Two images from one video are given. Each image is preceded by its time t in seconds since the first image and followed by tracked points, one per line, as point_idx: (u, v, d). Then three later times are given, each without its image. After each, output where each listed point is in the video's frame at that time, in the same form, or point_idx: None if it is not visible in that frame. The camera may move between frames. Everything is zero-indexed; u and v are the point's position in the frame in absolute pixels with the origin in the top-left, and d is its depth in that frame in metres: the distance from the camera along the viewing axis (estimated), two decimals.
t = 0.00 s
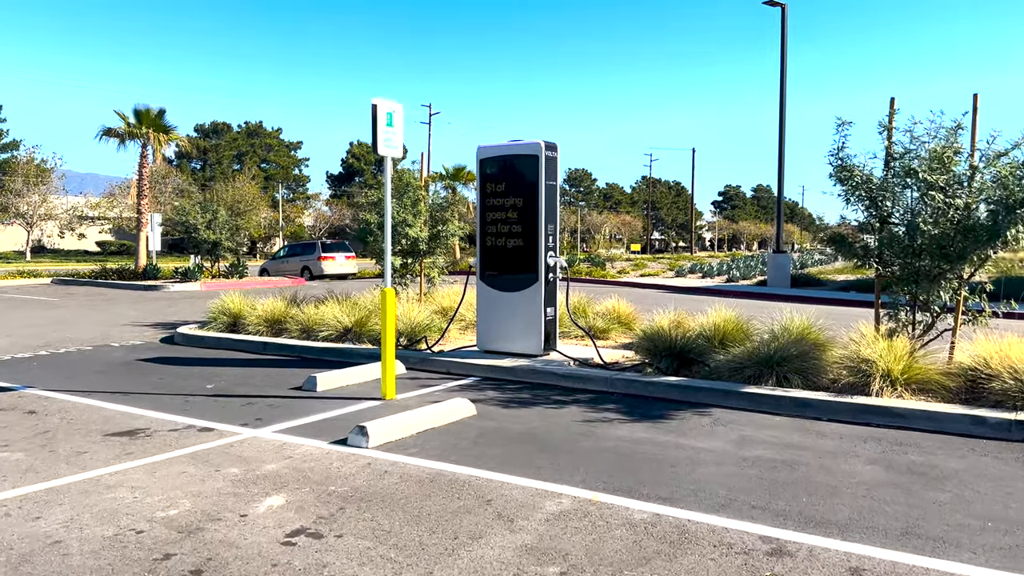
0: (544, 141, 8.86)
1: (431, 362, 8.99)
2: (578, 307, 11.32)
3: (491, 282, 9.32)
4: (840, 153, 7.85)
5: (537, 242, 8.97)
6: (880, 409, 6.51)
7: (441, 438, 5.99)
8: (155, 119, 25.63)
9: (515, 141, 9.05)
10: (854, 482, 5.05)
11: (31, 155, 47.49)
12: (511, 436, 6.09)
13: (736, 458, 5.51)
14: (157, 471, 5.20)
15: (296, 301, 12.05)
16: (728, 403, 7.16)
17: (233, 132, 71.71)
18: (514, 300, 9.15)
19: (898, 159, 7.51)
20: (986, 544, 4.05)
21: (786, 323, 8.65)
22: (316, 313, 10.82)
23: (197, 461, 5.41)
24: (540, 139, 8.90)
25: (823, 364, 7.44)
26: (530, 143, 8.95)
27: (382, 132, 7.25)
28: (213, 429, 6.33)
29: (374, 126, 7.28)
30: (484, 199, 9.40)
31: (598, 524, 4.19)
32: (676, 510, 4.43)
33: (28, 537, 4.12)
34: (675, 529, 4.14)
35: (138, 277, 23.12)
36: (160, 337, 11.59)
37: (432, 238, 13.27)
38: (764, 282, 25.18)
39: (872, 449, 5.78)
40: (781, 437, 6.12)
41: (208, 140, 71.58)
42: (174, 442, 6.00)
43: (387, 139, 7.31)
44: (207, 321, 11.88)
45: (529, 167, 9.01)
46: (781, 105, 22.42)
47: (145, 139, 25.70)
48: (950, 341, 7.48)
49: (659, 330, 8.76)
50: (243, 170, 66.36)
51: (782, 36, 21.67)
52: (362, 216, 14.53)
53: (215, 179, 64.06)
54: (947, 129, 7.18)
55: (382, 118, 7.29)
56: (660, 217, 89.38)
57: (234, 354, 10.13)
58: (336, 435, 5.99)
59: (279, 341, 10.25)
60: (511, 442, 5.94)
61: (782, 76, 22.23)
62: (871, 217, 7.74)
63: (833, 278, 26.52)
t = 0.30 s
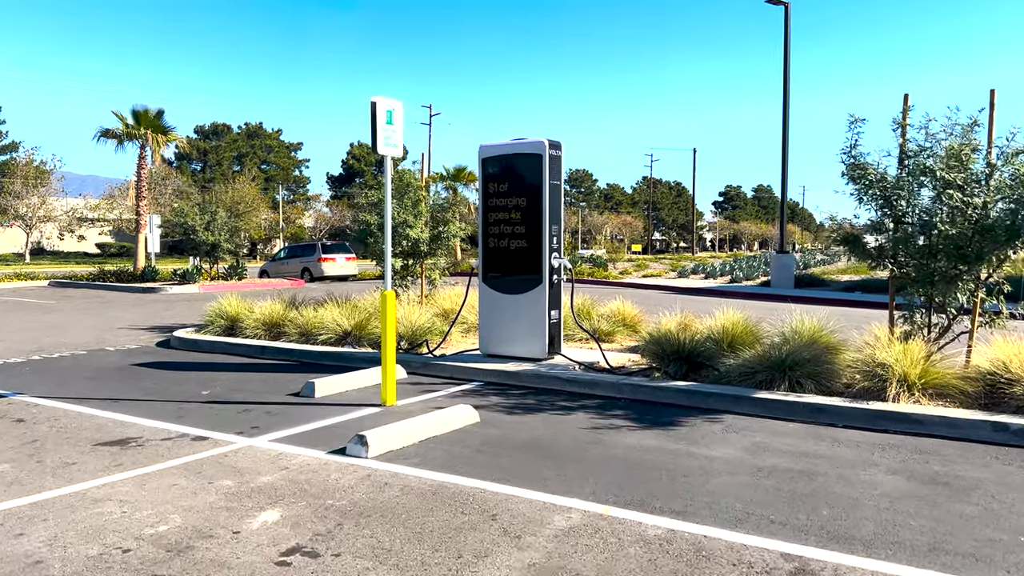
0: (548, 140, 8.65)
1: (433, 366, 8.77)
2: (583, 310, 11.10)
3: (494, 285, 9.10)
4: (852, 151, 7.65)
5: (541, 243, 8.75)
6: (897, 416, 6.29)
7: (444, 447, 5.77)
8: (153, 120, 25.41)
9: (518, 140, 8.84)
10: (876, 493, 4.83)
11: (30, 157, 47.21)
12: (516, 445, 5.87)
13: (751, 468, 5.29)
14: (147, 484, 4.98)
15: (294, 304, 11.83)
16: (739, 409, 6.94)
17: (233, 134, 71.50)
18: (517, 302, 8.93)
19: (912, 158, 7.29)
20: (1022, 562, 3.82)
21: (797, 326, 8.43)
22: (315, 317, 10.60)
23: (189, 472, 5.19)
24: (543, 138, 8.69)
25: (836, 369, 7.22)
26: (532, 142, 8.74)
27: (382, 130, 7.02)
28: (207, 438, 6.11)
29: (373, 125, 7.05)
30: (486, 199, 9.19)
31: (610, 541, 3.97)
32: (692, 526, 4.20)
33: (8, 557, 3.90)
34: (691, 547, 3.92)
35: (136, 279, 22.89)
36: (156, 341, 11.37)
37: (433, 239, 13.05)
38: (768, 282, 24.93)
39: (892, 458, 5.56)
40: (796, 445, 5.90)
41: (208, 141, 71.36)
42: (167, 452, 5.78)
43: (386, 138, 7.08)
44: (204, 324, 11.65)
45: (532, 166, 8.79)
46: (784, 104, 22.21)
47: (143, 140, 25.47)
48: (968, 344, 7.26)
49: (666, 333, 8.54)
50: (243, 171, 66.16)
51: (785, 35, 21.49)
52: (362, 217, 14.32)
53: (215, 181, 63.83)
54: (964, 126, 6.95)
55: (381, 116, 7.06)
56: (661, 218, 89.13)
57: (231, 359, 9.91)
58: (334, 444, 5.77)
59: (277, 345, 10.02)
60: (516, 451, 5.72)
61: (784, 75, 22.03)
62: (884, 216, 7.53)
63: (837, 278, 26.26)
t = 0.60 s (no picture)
0: (550, 137, 8.43)
1: (433, 370, 8.57)
2: (586, 312, 10.91)
3: (496, 287, 8.90)
4: (864, 149, 7.46)
5: (544, 244, 8.54)
6: (913, 422, 6.09)
7: (444, 455, 5.57)
8: (152, 121, 25.23)
9: (520, 138, 8.63)
10: (895, 505, 4.63)
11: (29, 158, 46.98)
12: (519, 453, 5.68)
13: (763, 478, 5.09)
14: (135, 496, 4.78)
15: (293, 307, 11.64)
16: (748, 415, 6.74)
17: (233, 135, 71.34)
18: (519, 305, 8.72)
19: (926, 155, 7.15)
20: None
21: (806, 328, 8.22)
22: (314, 319, 10.41)
23: (179, 483, 4.99)
24: (545, 136, 8.48)
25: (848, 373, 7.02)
26: (535, 140, 8.53)
27: (380, 128, 6.82)
28: (200, 447, 5.91)
29: (371, 122, 6.85)
30: (488, 199, 8.99)
31: (619, 559, 3.77)
32: (704, 542, 4.00)
33: None
34: (704, 564, 3.71)
35: (134, 281, 22.69)
36: (152, 345, 11.17)
37: (434, 240, 12.85)
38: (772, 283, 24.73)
39: (909, 467, 5.36)
40: (809, 452, 5.70)
41: (208, 142, 71.20)
42: (158, 461, 5.58)
43: (385, 136, 6.88)
44: (201, 327, 11.46)
45: (535, 165, 8.60)
46: (788, 103, 22.01)
47: (142, 141, 25.27)
48: (983, 347, 7.05)
49: (672, 336, 8.34)
50: (244, 172, 65.99)
51: (789, 34, 21.31)
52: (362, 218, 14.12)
53: (215, 182, 63.65)
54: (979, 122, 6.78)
55: (379, 113, 6.86)
56: (662, 218, 88.89)
57: (227, 363, 9.71)
58: (331, 453, 5.58)
59: (274, 348, 9.83)
60: (519, 459, 5.52)
61: (788, 74, 21.82)
62: (897, 215, 7.34)
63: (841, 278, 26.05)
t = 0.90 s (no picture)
0: (549, 136, 8.23)
1: (429, 373, 8.38)
2: (586, 313, 10.73)
3: (494, 288, 8.69)
4: (869, 146, 7.32)
5: (543, 245, 8.34)
6: (923, 427, 5.90)
7: (438, 463, 5.39)
8: (150, 122, 25.04)
9: (518, 137, 8.43)
10: (907, 516, 4.43)
11: (29, 160, 46.79)
12: (516, 461, 5.49)
13: (769, 487, 4.90)
14: (116, 507, 4.60)
15: (288, 308, 11.45)
16: (752, 419, 6.56)
17: (233, 136, 71.17)
18: (517, 306, 8.52)
19: (934, 152, 7.03)
20: None
21: (812, 330, 8.03)
22: (308, 321, 10.22)
23: (162, 494, 4.81)
24: (544, 134, 8.28)
25: (855, 376, 6.83)
26: (533, 139, 8.33)
27: (372, 126, 6.64)
28: (186, 454, 5.73)
29: (363, 120, 6.67)
30: (486, 199, 8.80)
31: None
32: (708, 556, 3.82)
33: None
34: None
35: (132, 282, 22.50)
36: (145, 348, 10.99)
37: (432, 241, 12.67)
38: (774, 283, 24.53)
39: (920, 475, 5.17)
40: (815, 459, 5.51)
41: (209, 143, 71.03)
42: (142, 470, 5.40)
43: (378, 134, 6.70)
44: (195, 330, 11.27)
45: (533, 164, 8.38)
46: (790, 102, 21.82)
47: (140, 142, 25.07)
48: (994, 349, 6.87)
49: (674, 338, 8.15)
50: (244, 173, 65.78)
51: (790, 34, 21.15)
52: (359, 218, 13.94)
53: (216, 183, 63.45)
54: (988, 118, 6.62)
55: (372, 111, 6.68)
56: (664, 217, 88.73)
57: (220, 367, 9.53)
58: (321, 461, 5.40)
59: (268, 351, 9.65)
60: (516, 467, 5.33)
61: (789, 72, 21.64)
62: (904, 214, 7.19)
63: (844, 278, 25.83)
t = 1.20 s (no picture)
0: (545, 135, 8.04)
1: (424, 378, 8.21)
2: (584, 315, 10.56)
3: (489, 290, 8.52)
4: (873, 144, 7.16)
5: (539, 247, 8.17)
6: (929, 434, 5.73)
7: (429, 474, 5.22)
8: (147, 122, 24.83)
9: (514, 136, 8.23)
10: (915, 529, 4.26)
11: (28, 161, 46.60)
12: (509, 470, 5.32)
13: (771, 499, 4.72)
14: (93, 522, 4.43)
15: (282, 311, 11.29)
16: (753, 425, 6.39)
17: (233, 136, 71.01)
18: (513, 309, 8.34)
19: (939, 150, 6.88)
20: None
21: (814, 332, 7.86)
22: (302, 324, 10.06)
23: (142, 507, 4.64)
24: (539, 133, 8.08)
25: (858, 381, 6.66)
26: (529, 138, 8.13)
27: (363, 125, 6.48)
28: (170, 464, 5.56)
29: (353, 119, 6.49)
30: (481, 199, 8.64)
31: None
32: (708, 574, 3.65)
33: None
34: None
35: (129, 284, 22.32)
36: (137, 351, 10.82)
37: (428, 242, 12.50)
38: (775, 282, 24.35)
39: (928, 484, 5.00)
40: (818, 468, 5.34)
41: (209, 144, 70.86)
42: (124, 480, 5.23)
43: (368, 133, 6.54)
44: (187, 333, 11.10)
45: (529, 163, 8.20)
46: (791, 100, 21.62)
47: (137, 142, 24.89)
48: (1002, 353, 6.70)
49: (673, 341, 7.99)
50: (244, 174, 65.62)
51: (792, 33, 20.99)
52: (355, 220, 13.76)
53: (216, 184, 63.27)
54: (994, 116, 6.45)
55: (362, 110, 6.50)
56: (664, 217, 88.53)
57: (212, 371, 9.36)
58: (308, 471, 5.23)
59: (261, 355, 9.49)
60: (509, 477, 5.16)
61: (790, 71, 21.45)
62: (907, 213, 7.03)
63: (846, 277, 25.64)
